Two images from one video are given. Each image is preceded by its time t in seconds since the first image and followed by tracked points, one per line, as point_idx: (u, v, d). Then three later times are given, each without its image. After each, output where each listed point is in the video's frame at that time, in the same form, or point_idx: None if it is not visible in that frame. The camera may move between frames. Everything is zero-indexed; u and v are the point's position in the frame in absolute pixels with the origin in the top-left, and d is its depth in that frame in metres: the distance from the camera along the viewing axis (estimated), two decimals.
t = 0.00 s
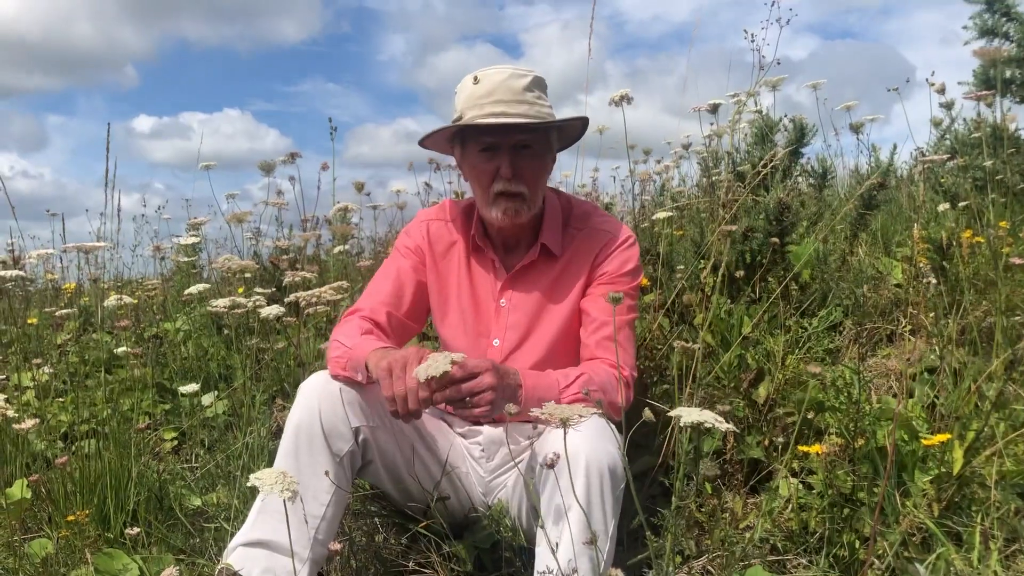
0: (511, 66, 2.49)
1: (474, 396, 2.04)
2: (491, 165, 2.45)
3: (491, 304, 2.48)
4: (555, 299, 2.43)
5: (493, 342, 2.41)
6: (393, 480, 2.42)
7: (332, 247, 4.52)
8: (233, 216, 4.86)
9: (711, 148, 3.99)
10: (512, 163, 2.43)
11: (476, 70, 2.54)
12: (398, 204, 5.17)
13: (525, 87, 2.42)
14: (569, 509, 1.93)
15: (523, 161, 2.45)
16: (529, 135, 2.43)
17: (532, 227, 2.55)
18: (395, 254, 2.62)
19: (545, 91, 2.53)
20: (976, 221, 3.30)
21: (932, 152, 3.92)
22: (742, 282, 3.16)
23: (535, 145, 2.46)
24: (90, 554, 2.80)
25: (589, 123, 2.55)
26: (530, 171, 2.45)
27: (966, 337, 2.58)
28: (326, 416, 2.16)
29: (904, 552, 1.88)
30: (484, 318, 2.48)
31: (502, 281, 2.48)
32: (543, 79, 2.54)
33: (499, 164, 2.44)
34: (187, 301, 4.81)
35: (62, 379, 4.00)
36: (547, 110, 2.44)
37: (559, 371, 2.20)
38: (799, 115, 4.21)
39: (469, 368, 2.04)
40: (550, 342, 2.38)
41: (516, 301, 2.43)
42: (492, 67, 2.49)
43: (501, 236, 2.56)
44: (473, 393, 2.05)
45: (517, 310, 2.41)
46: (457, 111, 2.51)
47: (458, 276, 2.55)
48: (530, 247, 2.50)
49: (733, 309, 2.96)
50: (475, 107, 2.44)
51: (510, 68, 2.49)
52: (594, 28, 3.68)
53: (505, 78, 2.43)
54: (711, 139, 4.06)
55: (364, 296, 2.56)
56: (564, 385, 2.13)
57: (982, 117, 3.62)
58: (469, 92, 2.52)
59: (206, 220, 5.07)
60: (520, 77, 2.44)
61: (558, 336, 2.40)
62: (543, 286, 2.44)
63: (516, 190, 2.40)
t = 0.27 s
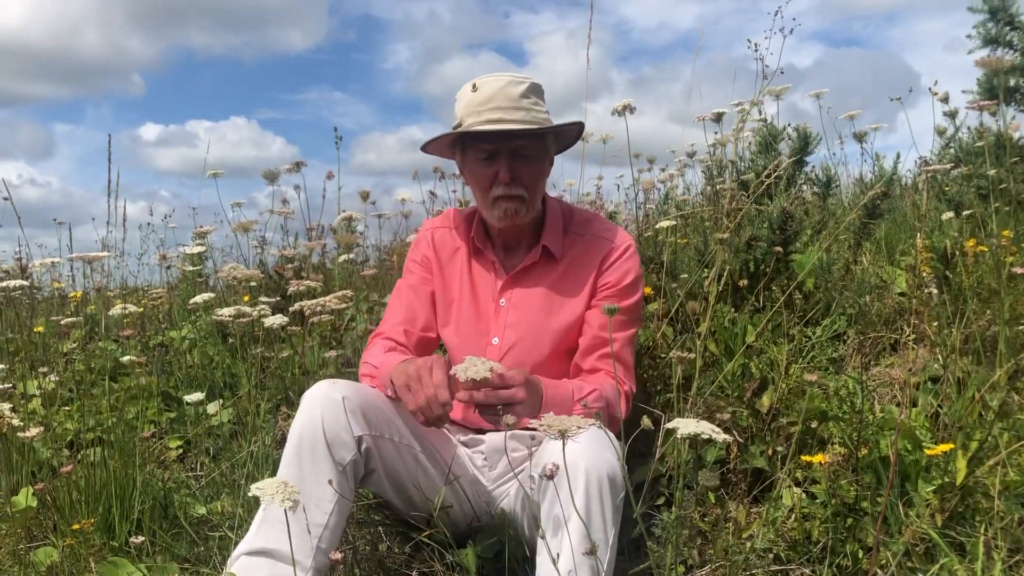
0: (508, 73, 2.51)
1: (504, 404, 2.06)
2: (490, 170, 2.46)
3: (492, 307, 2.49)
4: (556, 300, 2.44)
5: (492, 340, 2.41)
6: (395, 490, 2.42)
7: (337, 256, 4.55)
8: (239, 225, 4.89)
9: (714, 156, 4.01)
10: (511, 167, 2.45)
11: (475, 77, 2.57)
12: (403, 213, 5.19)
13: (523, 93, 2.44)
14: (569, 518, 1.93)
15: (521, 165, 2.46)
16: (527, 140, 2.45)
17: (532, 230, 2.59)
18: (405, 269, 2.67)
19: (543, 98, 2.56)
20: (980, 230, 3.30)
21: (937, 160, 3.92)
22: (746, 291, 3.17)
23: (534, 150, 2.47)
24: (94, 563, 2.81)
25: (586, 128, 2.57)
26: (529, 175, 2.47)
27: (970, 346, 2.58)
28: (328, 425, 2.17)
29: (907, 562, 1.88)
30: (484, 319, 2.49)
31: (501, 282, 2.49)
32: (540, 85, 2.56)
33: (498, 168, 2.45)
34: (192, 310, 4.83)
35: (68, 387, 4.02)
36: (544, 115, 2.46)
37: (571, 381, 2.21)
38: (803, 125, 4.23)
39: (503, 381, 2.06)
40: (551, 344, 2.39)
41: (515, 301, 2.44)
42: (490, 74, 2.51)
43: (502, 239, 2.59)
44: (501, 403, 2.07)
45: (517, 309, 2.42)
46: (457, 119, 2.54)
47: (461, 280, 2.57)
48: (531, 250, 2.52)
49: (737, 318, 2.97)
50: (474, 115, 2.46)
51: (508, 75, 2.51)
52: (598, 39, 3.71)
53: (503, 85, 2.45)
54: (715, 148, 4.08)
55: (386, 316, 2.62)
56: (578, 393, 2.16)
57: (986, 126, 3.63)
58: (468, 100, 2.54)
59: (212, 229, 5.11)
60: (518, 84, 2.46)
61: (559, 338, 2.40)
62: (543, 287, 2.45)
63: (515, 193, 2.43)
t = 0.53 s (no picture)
0: (507, 78, 2.54)
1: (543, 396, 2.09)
2: (496, 174, 2.46)
3: (501, 309, 2.50)
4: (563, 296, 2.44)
5: (504, 337, 2.44)
6: (404, 493, 2.43)
7: (345, 262, 4.57)
8: (247, 231, 4.92)
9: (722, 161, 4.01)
10: (516, 170, 2.45)
11: (474, 84, 2.59)
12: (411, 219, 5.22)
13: (523, 97, 2.46)
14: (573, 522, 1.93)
15: (527, 167, 2.47)
16: (531, 142, 2.45)
17: (539, 231, 2.59)
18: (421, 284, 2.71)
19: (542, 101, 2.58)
20: (991, 233, 3.28)
21: (946, 164, 3.91)
22: (754, 296, 3.17)
23: (536, 151, 2.48)
24: (105, 567, 2.83)
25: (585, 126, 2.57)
26: (534, 177, 2.48)
27: (981, 350, 2.57)
28: (336, 430, 2.18)
29: (918, 566, 1.87)
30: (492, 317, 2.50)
31: (508, 279, 2.51)
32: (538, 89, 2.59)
33: (504, 172, 2.45)
34: (202, 316, 4.86)
35: (78, 393, 4.05)
36: (545, 118, 2.48)
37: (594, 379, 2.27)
38: (811, 129, 4.22)
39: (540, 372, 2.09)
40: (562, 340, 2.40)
41: (523, 297, 2.46)
42: (490, 80, 2.54)
43: (508, 240, 2.60)
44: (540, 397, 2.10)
45: (525, 305, 2.45)
46: (460, 125, 2.56)
47: (469, 284, 2.58)
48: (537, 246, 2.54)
49: (745, 323, 2.97)
50: (477, 120, 2.48)
51: (507, 80, 2.54)
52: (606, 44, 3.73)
53: (504, 90, 2.47)
54: (723, 152, 4.08)
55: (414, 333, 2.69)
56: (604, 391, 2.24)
57: (995, 129, 3.62)
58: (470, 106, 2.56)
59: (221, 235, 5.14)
60: (518, 89, 2.49)
61: (571, 339, 2.42)
62: (549, 282, 2.46)
63: (522, 195, 2.44)
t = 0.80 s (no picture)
0: (509, 85, 2.58)
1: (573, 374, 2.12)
2: (507, 177, 2.51)
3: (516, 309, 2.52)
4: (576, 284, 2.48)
5: (521, 327, 2.48)
6: (418, 494, 2.44)
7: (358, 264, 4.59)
8: (260, 235, 4.96)
9: (734, 162, 4.00)
10: (526, 171, 2.50)
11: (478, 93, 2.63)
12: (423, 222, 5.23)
13: (527, 102, 2.50)
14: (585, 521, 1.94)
15: (535, 169, 2.52)
16: (537, 144, 2.50)
17: (551, 232, 2.62)
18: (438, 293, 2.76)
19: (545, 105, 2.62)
20: (1007, 233, 3.26)
21: (961, 164, 3.88)
22: (768, 297, 3.16)
23: (543, 152, 2.52)
24: (121, 568, 2.85)
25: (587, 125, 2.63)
26: (543, 177, 2.52)
27: (998, 350, 2.55)
28: (351, 431, 2.20)
29: (936, 567, 1.86)
30: (506, 308, 2.53)
31: (522, 272, 2.56)
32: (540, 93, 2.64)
33: (514, 175, 2.50)
34: (216, 319, 4.90)
35: (94, 396, 4.08)
36: (549, 120, 2.52)
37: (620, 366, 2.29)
38: (824, 129, 4.21)
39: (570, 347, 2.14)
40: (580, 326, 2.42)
41: (536, 287, 2.51)
42: (493, 88, 2.58)
43: (520, 239, 2.65)
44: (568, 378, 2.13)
45: (539, 293, 2.49)
46: (467, 134, 2.60)
47: (483, 288, 2.61)
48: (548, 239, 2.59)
49: (759, 324, 2.96)
50: (484, 128, 2.52)
51: (509, 87, 2.58)
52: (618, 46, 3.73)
53: (508, 97, 2.51)
54: (735, 153, 4.07)
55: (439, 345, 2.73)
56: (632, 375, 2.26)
57: (1010, 129, 3.59)
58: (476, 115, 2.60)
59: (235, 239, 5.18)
60: (522, 95, 2.53)
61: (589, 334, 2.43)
62: (563, 275, 2.50)
63: (532, 195, 2.49)
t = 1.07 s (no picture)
0: (507, 89, 2.63)
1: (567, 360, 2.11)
2: (507, 179, 2.57)
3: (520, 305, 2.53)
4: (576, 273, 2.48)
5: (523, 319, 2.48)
6: (427, 491, 2.44)
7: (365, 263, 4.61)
8: (267, 234, 4.97)
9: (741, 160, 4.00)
10: (526, 173, 2.56)
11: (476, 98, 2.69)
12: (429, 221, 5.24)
13: (524, 104, 2.56)
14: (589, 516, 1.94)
15: (535, 170, 2.57)
16: (536, 145, 2.56)
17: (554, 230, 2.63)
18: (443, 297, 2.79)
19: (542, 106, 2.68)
20: (1016, 231, 3.24)
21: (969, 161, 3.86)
22: (776, 294, 3.15)
23: (543, 153, 2.58)
24: (130, 565, 2.86)
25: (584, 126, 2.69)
26: (543, 178, 2.57)
27: (1007, 347, 2.54)
28: (359, 428, 2.20)
29: (947, 564, 1.86)
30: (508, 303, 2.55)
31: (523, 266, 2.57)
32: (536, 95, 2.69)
33: (515, 177, 2.56)
34: (223, 317, 4.92)
35: (102, 394, 4.10)
36: (546, 121, 2.58)
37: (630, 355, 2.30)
38: (831, 127, 4.20)
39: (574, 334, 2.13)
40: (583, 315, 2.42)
41: (537, 280, 2.52)
42: (491, 93, 2.63)
43: (521, 236, 2.67)
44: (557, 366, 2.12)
45: (540, 285, 2.51)
46: (468, 139, 2.66)
47: (487, 286, 2.62)
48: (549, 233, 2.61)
49: (768, 322, 2.96)
50: (483, 132, 2.58)
51: (507, 90, 2.63)
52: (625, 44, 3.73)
53: (506, 100, 2.57)
54: (742, 151, 4.07)
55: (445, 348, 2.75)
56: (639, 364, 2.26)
57: (1019, 126, 3.57)
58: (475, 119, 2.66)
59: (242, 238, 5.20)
60: (518, 98, 2.59)
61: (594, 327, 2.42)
62: (565, 269, 2.50)
63: (532, 195, 2.52)
